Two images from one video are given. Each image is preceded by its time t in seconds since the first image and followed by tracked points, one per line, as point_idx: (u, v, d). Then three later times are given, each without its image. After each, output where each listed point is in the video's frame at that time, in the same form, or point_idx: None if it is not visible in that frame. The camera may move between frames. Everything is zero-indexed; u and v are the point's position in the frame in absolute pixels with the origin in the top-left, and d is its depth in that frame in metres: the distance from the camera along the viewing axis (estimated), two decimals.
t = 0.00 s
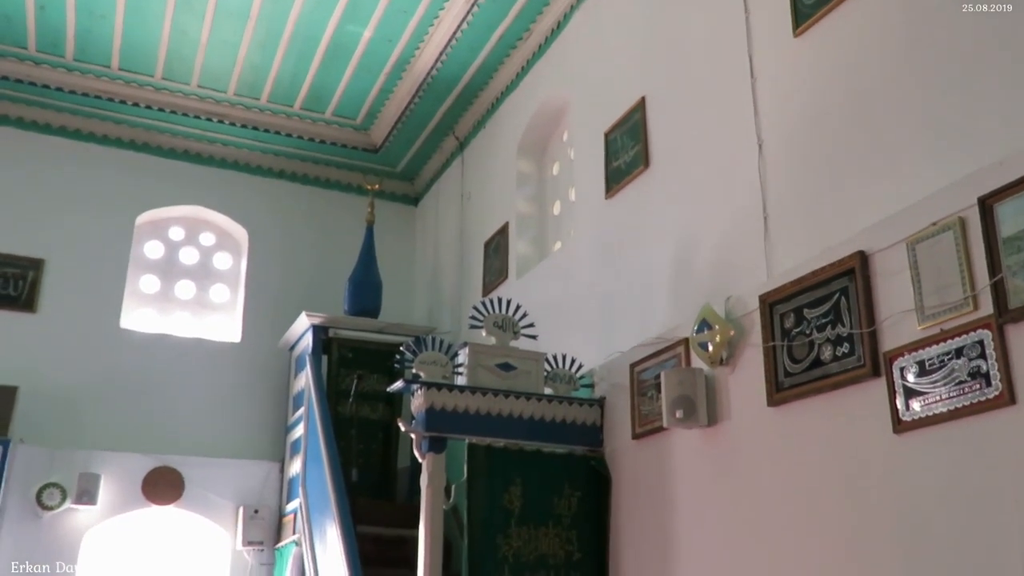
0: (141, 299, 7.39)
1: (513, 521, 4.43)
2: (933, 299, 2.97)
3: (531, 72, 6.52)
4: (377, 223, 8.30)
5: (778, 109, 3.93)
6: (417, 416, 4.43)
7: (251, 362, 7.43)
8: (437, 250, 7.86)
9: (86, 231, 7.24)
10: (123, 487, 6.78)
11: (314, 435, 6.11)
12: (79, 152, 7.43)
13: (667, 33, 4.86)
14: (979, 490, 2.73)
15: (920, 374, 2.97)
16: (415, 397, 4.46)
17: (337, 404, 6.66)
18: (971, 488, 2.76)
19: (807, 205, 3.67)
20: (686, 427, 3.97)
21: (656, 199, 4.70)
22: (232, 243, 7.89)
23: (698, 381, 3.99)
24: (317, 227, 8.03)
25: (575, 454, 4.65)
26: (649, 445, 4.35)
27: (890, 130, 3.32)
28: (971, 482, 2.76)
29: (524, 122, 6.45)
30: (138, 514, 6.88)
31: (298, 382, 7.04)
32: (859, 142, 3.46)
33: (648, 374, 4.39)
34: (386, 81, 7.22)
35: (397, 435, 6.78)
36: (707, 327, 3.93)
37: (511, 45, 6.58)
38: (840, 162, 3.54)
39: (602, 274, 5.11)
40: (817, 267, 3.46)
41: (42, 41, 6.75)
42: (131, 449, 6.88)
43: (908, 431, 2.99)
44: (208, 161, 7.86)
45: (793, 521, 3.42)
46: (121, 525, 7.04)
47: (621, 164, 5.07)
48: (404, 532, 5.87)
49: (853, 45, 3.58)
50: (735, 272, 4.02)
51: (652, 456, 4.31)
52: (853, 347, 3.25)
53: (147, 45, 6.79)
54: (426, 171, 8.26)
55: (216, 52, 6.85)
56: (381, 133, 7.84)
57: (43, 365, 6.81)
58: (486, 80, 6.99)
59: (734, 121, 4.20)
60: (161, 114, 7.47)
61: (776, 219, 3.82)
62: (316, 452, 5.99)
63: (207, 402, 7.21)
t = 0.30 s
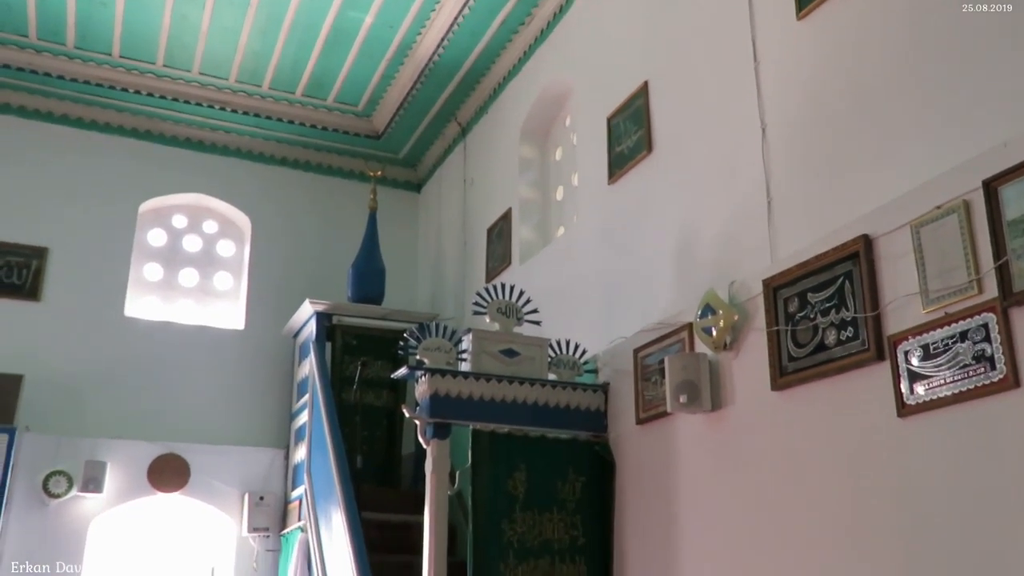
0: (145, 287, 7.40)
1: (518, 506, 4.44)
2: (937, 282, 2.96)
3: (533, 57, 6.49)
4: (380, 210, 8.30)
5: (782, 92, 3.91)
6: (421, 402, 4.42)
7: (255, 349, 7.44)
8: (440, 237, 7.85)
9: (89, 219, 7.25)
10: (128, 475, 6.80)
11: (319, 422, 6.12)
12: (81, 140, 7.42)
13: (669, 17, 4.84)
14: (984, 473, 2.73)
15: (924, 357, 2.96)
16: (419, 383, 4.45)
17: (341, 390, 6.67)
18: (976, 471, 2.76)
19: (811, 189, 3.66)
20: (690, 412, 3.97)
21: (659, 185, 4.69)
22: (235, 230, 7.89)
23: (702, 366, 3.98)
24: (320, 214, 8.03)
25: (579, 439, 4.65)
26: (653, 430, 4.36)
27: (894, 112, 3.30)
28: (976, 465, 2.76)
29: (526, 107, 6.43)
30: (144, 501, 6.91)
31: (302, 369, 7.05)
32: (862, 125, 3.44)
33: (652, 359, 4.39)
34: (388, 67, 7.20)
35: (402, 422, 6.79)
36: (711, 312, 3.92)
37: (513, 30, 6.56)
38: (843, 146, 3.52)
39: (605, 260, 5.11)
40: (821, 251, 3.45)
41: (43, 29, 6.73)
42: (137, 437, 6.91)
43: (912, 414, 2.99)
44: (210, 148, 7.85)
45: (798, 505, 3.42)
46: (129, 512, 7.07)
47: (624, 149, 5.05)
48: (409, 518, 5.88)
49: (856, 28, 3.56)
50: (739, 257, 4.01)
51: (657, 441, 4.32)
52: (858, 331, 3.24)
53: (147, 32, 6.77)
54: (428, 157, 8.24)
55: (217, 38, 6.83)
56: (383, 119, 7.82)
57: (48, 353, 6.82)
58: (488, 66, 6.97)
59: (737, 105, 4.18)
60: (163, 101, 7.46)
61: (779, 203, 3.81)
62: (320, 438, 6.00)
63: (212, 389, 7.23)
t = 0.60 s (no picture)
0: (150, 278, 7.41)
1: (525, 494, 4.45)
2: (944, 268, 2.96)
3: (537, 45, 6.47)
4: (385, 199, 8.29)
5: (788, 78, 3.89)
6: (427, 391, 4.43)
7: (261, 339, 7.45)
8: (445, 226, 7.85)
9: (94, 211, 7.25)
10: (136, 465, 6.82)
11: (325, 411, 6.13)
12: (86, 131, 7.43)
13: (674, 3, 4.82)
14: (991, 459, 2.73)
15: (931, 344, 2.96)
16: (425, 372, 4.46)
17: (347, 380, 6.69)
18: (983, 457, 2.75)
19: (817, 176, 3.65)
20: (697, 400, 3.97)
21: (664, 172, 4.68)
22: (241, 221, 7.90)
23: (708, 353, 3.98)
24: (325, 204, 8.03)
25: (585, 427, 4.66)
26: (660, 417, 4.36)
27: (901, 98, 3.29)
28: (983, 451, 2.75)
29: (530, 95, 6.41)
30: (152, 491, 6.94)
31: (308, 359, 7.06)
32: (869, 111, 3.43)
33: (658, 347, 4.38)
34: (392, 56, 7.18)
35: (408, 411, 6.81)
36: (717, 299, 3.92)
37: (517, 18, 6.54)
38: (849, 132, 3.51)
39: (611, 248, 5.10)
40: (827, 238, 3.44)
41: (47, 20, 6.72)
42: (145, 427, 6.93)
43: (918, 401, 2.98)
44: (215, 139, 7.85)
45: (804, 491, 3.43)
46: (137, 502, 7.16)
47: (629, 137, 5.04)
48: (416, 506, 5.90)
49: (862, 13, 3.54)
50: (745, 243, 4.00)
51: (663, 429, 4.32)
52: (864, 317, 3.23)
53: (150, 22, 6.76)
54: (433, 146, 8.23)
55: (220, 28, 6.82)
56: (387, 108, 7.81)
57: (55, 344, 6.84)
58: (492, 54, 6.95)
59: (742, 91, 4.17)
60: (167, 92, 7.45)
61: (785, 189, 3.80)
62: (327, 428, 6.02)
63: (218, 379, 7.25)
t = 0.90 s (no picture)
0: (157, 268, 7.44)
1: (532, 481, 4.46)
2: (952, 252, 2.94)
3: (542, 32, 6.45)
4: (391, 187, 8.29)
5: (793, 63, 3.87)
6: (434, 378, 4.44)
7: (268, 327, 7.47)
8: (451, 213, 7.84)
9: (101, 201, 7.27)
10: (146, 454, 6.86)
11: (333, 399, 6.14)
12: (92, 121, 7.44)
13: None
14: (998, 443, 2.72)
15: (938, 328, 2.95)
16: (432, 359, 4.47)
17: (355, 368, 6.70)
18: (991, 442, 2.75)
19: (823, 160, 3.63)
20: (703, 386, 3.97)
21: (670, 158, 4.67)
22: (247, 210, 7.90)
23: (714, 340, 3.98)
24: (330, 192, 8.03)
25: (592, 414, 4.66)
26: (666, 403, 4.36)
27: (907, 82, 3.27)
28: (991, 435, 2.75)
29: (535, 82, 6.39)
30: (162, 480, 6.97)
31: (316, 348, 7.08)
32: (875, 96, 3.41)
33: (665, 334, 4.38)
34: (396, 43, 7.16)
35: (415, 398, 6.82)
36: (723, 285, 3.91)
37: (521, 4, 6.51)
38: (856, 116, 3.49)
39: (616, 234, 5.09)
40: (833, 223, 3.43)
41: (51, 11, 6.72)
42: (153, 417, 6.96)
43: (926, 385, 2.98)
44: (220, 128, 7.85)
45: (812, 476, 3.43)
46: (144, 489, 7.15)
47: (634, 123, 5.03)
48: (425, 494, 5.92)
49: None
50: (752, 229, 3.99)
51: (670, 414, 4.33)
52: (871, 302, 3.23)
53: (155, 12, 6.75)
54: (438, 134, 8.22)
55: (225, 17, 6.81)
56: (392, 96, 7.79)
57: (64, 334, 6.87)
58: (497, 41, 6.93)
59: (748, 76, 4.15)
60: (172, 82, 7.45)
61: (792, 174, 3.79)
62: (335, 416, 6.03)
63: (226, 368, 7.27)
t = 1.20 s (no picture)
0: (164, 257, 7.45)
1: (540, 468, 4.46)
2: (959, 236, 2.94)
3: (547, 17, 6.42)
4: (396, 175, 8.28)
5: (800, 47, 3.85)
6: (441, 366, 4.44)
7: (275, 316, 7.49)
8: (456, 201, 7.84)
9: (107, 190, 7.28)
10: (155, 443, 6.89)
11: (341, 387, 6.16)
12: (97, 111, 7.44)
13: None
14: (1006, 427, 2.72)
15: (945, 312, 2.95)
16: (439, 346, 4.47)
17: (362, 356, 6.72)
18: (998, 426, 2.75)
19: (829, 145, 3.62)
20: (710, 371, 3.97)
21: (676, 143, 4.66)
22: (253, 198, 7.91)
23: (721, 325, 3.97)
24: (336, 180, 8.03)
25: (599, 400, 4.66)
26: (673, 389, 4.37)
27: (914, 65, 3.26)
28: (998, 419, 2.75)
29: (540, 68, 6.37)
30: (171, 468, 7.00)
31: (323, 336, 7.09)
32: (882, 79, 3.40)
33: (671, 320, 4.38)
34: (401, 30, 7.15)
35: (422, 386, 6.84)
36: (730, 270, 3.90)
37: None
38: (862, 100, 3.48)
39: (623, 220, 5.09)
40: (840, 207, 3.42)
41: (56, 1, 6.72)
42: (162, 406, 6.99)
43: (933, 369, 2.98)
44: (225, 117, 7.85)
45: (819, 461, 3.43)
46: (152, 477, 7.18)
47: (640, 109, 5.01)
48: (433, 481, 5.94)
49: None
50: (759, 214, 3.98)
51: (676, 400, 4.33)
52: (878, 287, 3.22)
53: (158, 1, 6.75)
54: (443, 121, 8.21)
55: (229, 5, 6.80)
56: (397, 84, 7.78)
57: (72, 324, 6.90)
58: (502, 27, 6.91)
59: (754, 61, 4.13)
60: (177, 70, 7.45)
61: (798, 159, 3.78)
62: (343, 403, 6.05)
63: (234, 357, 7.29)
